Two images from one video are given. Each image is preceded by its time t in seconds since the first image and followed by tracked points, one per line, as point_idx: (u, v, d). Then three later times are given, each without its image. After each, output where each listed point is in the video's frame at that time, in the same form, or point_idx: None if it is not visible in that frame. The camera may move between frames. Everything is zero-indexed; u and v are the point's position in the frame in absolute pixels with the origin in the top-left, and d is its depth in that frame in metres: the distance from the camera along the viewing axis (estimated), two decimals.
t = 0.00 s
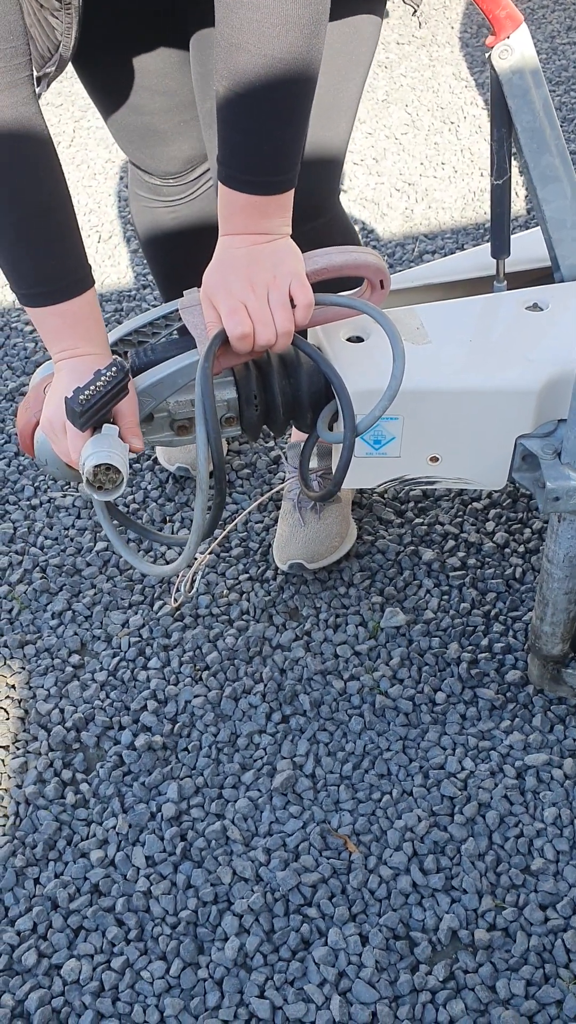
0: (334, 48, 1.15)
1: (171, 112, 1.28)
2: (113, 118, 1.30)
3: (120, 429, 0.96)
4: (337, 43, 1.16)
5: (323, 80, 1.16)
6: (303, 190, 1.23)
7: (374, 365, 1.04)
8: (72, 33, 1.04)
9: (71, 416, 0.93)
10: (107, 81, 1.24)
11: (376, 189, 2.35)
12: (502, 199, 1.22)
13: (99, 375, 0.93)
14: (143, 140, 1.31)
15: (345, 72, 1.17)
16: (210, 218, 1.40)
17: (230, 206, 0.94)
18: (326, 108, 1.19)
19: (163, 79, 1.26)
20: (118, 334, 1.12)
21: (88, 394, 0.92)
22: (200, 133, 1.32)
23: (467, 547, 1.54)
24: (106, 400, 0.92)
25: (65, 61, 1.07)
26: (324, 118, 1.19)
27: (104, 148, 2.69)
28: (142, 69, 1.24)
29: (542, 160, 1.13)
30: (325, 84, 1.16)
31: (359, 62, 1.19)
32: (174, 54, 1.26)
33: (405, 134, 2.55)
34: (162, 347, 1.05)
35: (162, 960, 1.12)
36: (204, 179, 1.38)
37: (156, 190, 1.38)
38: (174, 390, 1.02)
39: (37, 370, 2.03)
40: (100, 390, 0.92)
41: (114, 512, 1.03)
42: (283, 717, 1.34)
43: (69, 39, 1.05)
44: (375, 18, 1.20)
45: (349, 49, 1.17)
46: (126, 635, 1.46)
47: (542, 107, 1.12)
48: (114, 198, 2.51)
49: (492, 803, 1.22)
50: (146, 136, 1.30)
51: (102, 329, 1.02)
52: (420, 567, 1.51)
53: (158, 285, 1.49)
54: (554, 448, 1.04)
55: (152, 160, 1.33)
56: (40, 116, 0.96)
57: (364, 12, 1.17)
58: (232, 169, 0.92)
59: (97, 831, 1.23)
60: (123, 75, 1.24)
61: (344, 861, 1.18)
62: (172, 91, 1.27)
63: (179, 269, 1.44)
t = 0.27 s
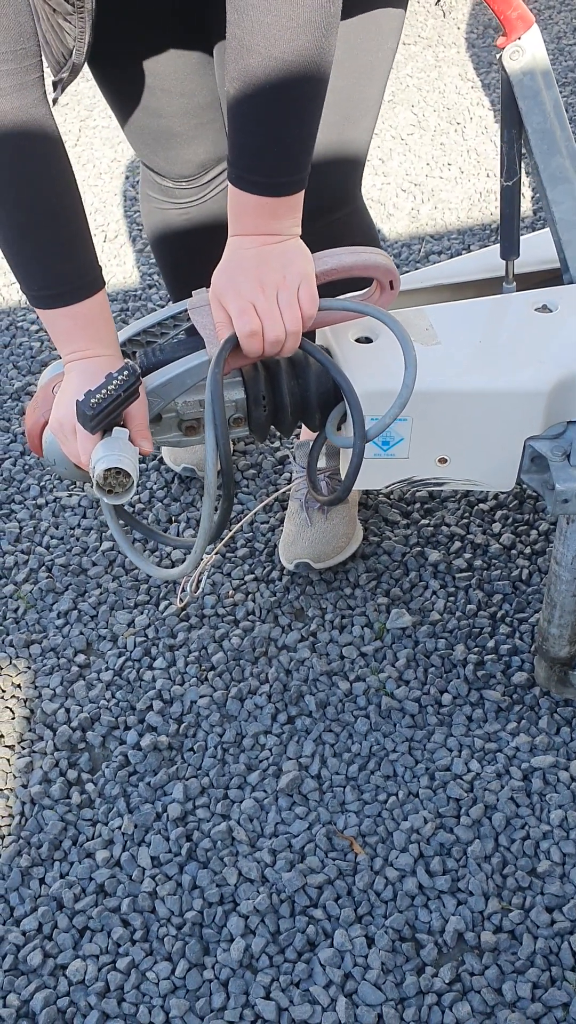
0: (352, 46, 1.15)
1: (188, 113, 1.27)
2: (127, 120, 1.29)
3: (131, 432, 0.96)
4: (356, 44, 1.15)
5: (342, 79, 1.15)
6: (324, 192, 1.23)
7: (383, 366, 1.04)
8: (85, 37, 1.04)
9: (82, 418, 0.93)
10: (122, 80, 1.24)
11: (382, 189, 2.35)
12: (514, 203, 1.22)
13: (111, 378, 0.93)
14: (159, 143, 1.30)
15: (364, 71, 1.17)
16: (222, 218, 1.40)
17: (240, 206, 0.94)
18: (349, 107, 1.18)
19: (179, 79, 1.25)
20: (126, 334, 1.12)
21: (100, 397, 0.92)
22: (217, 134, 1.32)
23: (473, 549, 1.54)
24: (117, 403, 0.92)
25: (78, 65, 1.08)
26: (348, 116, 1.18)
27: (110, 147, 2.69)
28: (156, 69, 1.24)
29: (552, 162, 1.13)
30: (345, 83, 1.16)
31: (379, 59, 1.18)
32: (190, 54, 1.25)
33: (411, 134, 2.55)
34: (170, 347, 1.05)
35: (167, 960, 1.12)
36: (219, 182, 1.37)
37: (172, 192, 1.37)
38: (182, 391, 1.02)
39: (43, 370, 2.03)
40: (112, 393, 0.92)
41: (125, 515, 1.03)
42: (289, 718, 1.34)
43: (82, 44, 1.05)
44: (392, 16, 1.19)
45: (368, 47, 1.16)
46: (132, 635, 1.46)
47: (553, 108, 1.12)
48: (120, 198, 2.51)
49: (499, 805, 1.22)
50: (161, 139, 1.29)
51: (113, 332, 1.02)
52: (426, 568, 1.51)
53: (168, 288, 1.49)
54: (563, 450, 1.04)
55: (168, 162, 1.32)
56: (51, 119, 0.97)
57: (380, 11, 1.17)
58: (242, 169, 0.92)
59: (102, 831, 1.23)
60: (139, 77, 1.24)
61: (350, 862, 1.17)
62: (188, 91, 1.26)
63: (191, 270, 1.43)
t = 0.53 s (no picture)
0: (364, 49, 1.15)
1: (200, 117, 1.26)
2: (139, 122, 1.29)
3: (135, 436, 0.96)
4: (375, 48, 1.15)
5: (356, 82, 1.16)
6: (338, 191, 1.23)
7: (386, 367, 1.04)
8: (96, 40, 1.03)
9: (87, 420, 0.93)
10: (133, 83, 1.24)
11: (387, 190, 2.35)
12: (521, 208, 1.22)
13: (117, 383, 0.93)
14: (170, 146, 1.30)
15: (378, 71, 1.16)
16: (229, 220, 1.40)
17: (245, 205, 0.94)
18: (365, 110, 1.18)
19: (191, 83, 1.24)
20: (131, 334, 1.12)
21: (105, 402, 0.92)
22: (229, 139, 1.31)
23: (475, 550, 1.54)
24: (122, 407, 0.92)
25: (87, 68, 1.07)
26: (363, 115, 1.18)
27: (114, 146, 2.70)
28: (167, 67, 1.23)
29: (557, 165, 1.13)
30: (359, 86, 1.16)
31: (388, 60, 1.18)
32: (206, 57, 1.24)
33: (415, 135, 2.55)
34: (173, 348, 1.05)
35: (168, 960, 1.12)
36: (229, 186, 1.37)
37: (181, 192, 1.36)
38: (185, 392, 1.02)
39: (46, 369, 2.03)
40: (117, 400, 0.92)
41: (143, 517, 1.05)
42: (291, 719, 1.34)
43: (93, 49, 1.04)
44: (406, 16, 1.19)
45: (383, 50, 1.16)
46: (134, 635, 1.46)
47: (558, 111, 1.12)
48: (124, 197, 2.51)
49: (500, 807, 1.22)
50: (171, 141, 1.29)
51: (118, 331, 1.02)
52: (428, 569, 1.51)
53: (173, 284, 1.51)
54: (567, 452, 1.05)
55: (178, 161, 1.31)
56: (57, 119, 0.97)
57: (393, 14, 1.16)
58: (248, 170, 0.92)
59: (104, 831, 1.23)
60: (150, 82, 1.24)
61: (351, 863, 1.18)
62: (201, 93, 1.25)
63: (196, 266, 1.45)
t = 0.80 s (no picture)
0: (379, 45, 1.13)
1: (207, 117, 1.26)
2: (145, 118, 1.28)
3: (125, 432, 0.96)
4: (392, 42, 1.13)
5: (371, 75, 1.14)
6: (350, 190, 1.22)
7: (390, 367, 1.04)
8: (113, 28, 1.04)
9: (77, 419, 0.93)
10: (141, 79, 1.23)
11: (392, 190, 2.35)
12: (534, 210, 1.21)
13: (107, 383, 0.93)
14: (175, 148, 1.29)
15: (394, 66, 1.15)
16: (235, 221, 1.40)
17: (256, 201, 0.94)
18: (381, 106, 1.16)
19: (199, 80, 1.24)
20: (136, 331, 1.12)
21: (91, 402, 0.92)
22: (237, 140, 1.31)
23: (479, 551, 1.54)
24: (110, 407, 0.92)
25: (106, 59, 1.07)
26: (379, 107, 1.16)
27: (120, 144, 2.70)
28: (175, 64, 1.22)
29: (563, 165, 1.12)
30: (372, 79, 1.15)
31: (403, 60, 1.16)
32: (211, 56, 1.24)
33: (421, 134, 2.55)
34: (178, 347, 1.05)
35: (168, 959, 1.12)
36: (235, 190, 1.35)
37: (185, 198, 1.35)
38: (189, 391, 1.02)
39: (51, 367, 2.03)
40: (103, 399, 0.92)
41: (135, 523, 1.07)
42: (293, 719, 1.34)
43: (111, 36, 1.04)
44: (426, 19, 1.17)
45: (401, 52, 1.15)
46: (137, 633, 1.46)
47: (565, 112, 1.11)
48: (129, 195, 2.51)
49: (501, 808, 1.22)
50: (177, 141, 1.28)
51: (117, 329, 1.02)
52: (432, 570, 1.50)
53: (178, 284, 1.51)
54: (571, 454, 1.04)
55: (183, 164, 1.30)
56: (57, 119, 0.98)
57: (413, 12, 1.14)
58: (266, 166, 0.92)
59: (105, 829, 1.23)
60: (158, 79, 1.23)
61: (352, 863, 1.17)
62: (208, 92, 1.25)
63: (199, 264, 1.45)
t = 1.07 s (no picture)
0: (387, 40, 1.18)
1: (215, 116, 1.26)
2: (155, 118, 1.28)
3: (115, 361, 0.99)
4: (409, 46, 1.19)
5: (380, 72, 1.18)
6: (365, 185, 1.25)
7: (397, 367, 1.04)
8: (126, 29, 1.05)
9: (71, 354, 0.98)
10: (148, 74, 1.24)
11: (398, 190, 2.35)
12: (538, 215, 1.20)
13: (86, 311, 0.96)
14: (183, 149, 1.28)
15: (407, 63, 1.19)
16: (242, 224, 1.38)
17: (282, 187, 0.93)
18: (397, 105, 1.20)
19: (207, 77, 1.24)
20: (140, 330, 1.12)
21: None
22: (250, 142, 1.31)
23: (483, 552, 1.53)
24: None
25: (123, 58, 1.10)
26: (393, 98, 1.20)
27: (126, 142, 2.70)
28: (182, 61, 1.23)
29: (570, 167, 1.10)
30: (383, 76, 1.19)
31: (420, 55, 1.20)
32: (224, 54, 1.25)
33: (427, 134, 2.54)
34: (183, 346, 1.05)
35: (170, 959, 1.12)
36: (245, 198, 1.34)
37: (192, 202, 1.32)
38: (194, 389, 1.02)
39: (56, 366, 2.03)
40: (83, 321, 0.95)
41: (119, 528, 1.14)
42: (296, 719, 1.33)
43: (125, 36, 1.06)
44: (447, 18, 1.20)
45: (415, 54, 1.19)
46: (140, 632, 1.46)
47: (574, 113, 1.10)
48: (134, 194, 2.51)
49: (504, 810, 1.21)
50: (185, 140, 1.27)
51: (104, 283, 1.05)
52: (436, 571, 1.50)
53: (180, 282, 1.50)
54: None
55: (191, 166, 1.28)
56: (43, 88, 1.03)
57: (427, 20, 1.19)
58: (297, 159, 0.93)
59: (107, 828, 1.23)
60: (166, 78, 1.24)
61: (354, 864, 1.17)
62: (217, 89, 1.25)
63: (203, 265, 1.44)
